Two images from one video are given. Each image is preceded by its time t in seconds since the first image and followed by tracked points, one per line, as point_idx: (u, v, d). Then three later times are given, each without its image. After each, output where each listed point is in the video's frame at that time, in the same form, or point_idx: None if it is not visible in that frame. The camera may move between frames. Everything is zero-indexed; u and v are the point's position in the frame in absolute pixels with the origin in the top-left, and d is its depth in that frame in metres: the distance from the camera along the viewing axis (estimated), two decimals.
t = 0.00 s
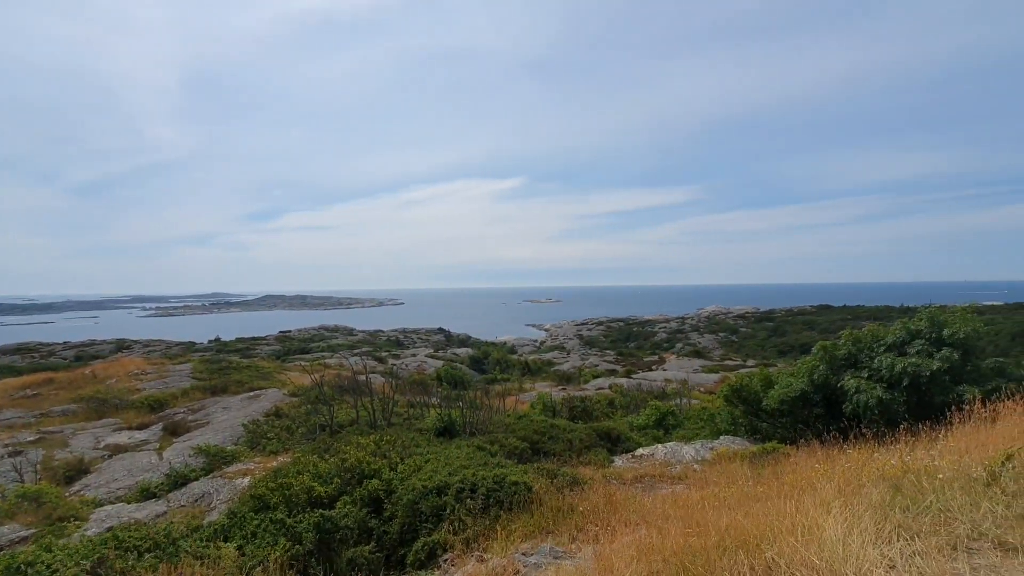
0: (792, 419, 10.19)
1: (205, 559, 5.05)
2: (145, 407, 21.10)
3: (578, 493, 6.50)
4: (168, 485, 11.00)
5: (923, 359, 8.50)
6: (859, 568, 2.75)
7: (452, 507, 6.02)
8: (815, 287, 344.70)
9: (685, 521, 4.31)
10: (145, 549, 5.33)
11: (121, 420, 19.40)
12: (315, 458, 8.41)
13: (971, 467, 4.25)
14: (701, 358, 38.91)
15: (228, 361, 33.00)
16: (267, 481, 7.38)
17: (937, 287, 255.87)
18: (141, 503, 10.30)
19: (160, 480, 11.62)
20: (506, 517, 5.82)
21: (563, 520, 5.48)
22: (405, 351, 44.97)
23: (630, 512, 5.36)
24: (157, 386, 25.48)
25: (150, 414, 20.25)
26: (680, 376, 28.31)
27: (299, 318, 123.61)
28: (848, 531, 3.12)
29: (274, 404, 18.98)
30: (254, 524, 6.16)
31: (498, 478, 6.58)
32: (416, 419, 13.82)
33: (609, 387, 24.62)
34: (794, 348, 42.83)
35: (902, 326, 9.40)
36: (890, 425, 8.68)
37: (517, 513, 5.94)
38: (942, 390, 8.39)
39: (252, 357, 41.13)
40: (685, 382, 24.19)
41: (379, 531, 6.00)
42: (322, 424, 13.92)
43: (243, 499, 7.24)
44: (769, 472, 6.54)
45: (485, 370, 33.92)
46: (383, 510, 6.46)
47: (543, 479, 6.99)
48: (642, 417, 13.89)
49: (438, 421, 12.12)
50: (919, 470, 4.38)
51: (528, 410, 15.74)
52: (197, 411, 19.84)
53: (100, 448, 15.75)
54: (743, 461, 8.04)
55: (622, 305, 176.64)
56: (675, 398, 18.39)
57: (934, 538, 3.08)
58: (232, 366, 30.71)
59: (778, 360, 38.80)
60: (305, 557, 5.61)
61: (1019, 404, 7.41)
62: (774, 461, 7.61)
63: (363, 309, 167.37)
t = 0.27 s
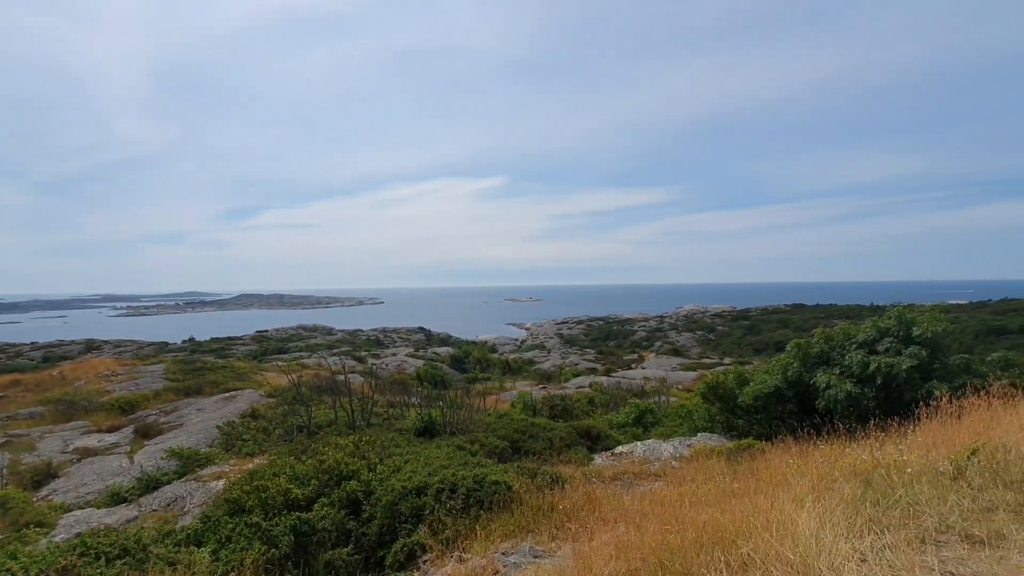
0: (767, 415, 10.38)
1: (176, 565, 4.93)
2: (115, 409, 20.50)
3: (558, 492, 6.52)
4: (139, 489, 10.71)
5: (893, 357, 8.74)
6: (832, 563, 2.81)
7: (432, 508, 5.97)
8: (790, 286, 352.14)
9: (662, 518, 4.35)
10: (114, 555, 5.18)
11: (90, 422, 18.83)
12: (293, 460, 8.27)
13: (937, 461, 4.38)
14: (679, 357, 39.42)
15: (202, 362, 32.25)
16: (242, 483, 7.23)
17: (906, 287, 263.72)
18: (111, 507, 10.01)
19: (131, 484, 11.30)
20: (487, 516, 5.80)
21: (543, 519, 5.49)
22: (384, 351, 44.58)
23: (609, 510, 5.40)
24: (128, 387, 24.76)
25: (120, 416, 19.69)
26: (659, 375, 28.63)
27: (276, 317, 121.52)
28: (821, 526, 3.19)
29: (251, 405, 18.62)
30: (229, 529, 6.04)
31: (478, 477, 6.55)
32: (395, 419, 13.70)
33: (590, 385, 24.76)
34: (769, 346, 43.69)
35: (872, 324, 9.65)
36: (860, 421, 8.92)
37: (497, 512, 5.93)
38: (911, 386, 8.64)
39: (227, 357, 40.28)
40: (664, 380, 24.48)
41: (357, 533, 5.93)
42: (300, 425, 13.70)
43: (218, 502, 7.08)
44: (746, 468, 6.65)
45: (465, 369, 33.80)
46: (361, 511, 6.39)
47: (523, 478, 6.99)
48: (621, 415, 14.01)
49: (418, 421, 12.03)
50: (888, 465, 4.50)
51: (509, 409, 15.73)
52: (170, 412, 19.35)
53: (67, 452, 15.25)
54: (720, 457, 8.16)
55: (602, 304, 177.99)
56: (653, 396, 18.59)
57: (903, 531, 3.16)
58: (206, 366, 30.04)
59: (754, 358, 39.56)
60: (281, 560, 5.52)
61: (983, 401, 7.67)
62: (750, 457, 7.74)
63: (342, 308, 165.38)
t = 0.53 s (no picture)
0: (730, 413, 10.65)
1: None
2: (65, 414, 19.47)
3: (528, 492, 6.52)
4: (92, 497, 10.21)
5: (849, 355, 9.08)
6: (795, 558, 2.89)
7: (401, 511, 5.87)
8: (752, 288, 363.06)
9: (631, 516, 4.39)
10: (64, 567, 4.91)
11: (38, 427, 17.85)
12: (257, 464, 8.03)
13: (891, 455, 4.57)
14: (646, 356, 40.12)
15: (159, 364, 30.98)
16: (203, 489, 6.98)
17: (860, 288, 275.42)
18: (61, 517, 9.49)
19: (83, 492, 10.75)
20: (456, 518, 5.76)
21: (513, 519, 5.48)
22: (352, 352, 43.85)
23: (579, 508, 5.43)
24: (78, 391, 23.57)
25: (70, 421, 18.72)
26: (627, 374, 29.11)
27: (238, 317, 117.85)
28: (785, 520, 3.27)
29: (212, 408, 18.00)
30: (189, 538, 5.84)
31: (447, 479, 6.48)
32: (363, 421, 13.47)
33: (559, 385, 24.95)
34: (732, 345, 44.96)
35: (829, 323, 10.02)
36: (818, 417, 9.25)
37: (468, 514, 5.88)
38: (866, 383, 8.99)
39: (186, 359, 38.83)
40: (632, 379, 24.86)
41: (324, 538, 5.81)
42: (264, 428, 13.31)
43: (177, 510, 6.81)
44: (711, 465, 6.80)
45: (435, 370, 33.56)
46: (328, 515, 6.24)
47: (493, 478, 6.95)
48: (589, 414, 14.15)
49: (386, 422, 11.85)
50: (845, 458, 4.68)
51: (479, 409, 15.69)
52: (125, 417, 18.52)
53: (12, 459, 14.41)
54: (685, 454, 8.32)
55: (571, 304, 179.57)
56: (621, 395, 18.86)
57: (861, 524, 3.28)
58: (163, 368, 28.87)
59: (718, 357, 40.64)
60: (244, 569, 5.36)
61: (931, 396, 8.05)
62: (715, 454, 7.93)
63: (308, 308, 161.73)
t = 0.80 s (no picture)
0: (692, 412, 10.90)
1: None
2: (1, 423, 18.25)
3: (496, 494, 6.50)
4: (33, 510, 9.59)
5: (805, 353, 9.43)
6: (758, 554, 2.97)
7: (366, 517, 5.74)
8: (712, 289, 373.64)
9: (599, 516, 4.42)
10: None
11: None
12: (213, 472, 7.72)
13: (845, 450, 4.77)
14: (611, 356, 40.74)
15: (106, 369, 29.44)
16: (155, 500, 6.66)
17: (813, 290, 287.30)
18: None
19: (22, 505, 10.09)
20: (424, 522, 5.68)
21: (481, 522, 5.44)
22: (315, 355, 42.84)
23: (546, 510, 5.44)
24: (17, 398, 22.14)
25: (8, 431, 17.56)
26: (592, 374, 29.48)
27: (193, 319, 113.28)
28: (747, 517, 3.36)
29: (165, 414, 17.23)
30: (139, 552, 5.55)
31: (414, 483, 6.38)
32: (327, 426, 13.15)
33: (525, 386, 25.02)
34: (694, 345, 46.17)
35: (786, 323, 10.38)
36: (776, 414, 9.57)
37: (434, 518, 5.80)
38: (820, 381, 9.36)
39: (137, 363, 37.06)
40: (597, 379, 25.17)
41: (285, 548, 5.63)
42: (222, 435, 12.82)
43: (127, 523, 6.47)
44: (674, 463, 6.93)
45: (400, 372, 33.13)
46: (290, 524, 6.06)
47: (460, 481, 6.89)
48: (556, 415, 14.24)
49: (350, 427, 11.60)
50: (802, 454, 4.85)
51: (445, 412, 15.56)
52: (69, 425, 17.50)
53: None
54: (649, 453, 8.48)
55: (538, 306, 180.56)
56: (587, 395, 19.07)
57: (819, 518, 3.40)
58: (112, 373, 27.45)
59: (680, 357, 41.66)
60: None
61: (880, 393, 8.44)
62: (678, 452, 8.10)
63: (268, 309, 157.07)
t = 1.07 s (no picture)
0: (669, 411, 11.02)
1: None
2: None
3: (475, 496, 6.47)
4: None
5: (778, 353, 9.61)
6: (737, 554, 3.00)
7: (343, 523, 5.64)
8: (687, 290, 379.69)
9: (579, 517, 4.42)
10: None
11: None
12: (183, 479, 7.49)
13: (817, 447, 4.88)
14: (588, 357, 41.05)
15: (69, 373, 28.35)
16: (121, 509, 6.41)
17: (783, 291, 294.38)
18: None
19: None
20: (402, 527, 5.60)
21: (460, 525, 5.39)
22: (289, 357, 42.04)
23: (526, 511, 5.44)
24: None
25: None
26: (570, 375, 29.63)
27: (161, 321, 110.00)
28: (726, 515, 3.39)
29: (132, 419, 16.65)
30: (104, 563, 5.34)
31: (392, 487, 6.29)
32: (301, 430, 12.90)
33: (504, 387, 25.01)
34: (669, 345, 46.84)
35: (759, 324, 10.59)
36: (750, 413, 9.74)
37: (413, 522, 5.73)
38: (792, 380, 9.56)
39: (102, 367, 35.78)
40: (575, 380, 25.30)
41: (258, 556, 5.49)
42: (192, 440, 12.44)
43: (91, 533, 6.21)
44: (651, 463, 7.00)
45: (377, 374, 32.76)
46: (263, 531, 5.91)
47: (439, 484, 6.83)
48: (534, 416, 14.25)
49: (326, 430, 11.40)
50: (777, 452, 4.94)
51: (423, 414, 15.43)
52: (29, 432, 16.78)
53: None
54: (627, 453, 8.55)
55: (516, 306, 180.76)
56: (565, 396, 19.15)
57: (795, 515, 3.46)
58: (75, 378, 26.43)
59: (656, 357, 42.21)
60: None
61: (849, 391, 8.67)
62: (656, 451, 8.19)
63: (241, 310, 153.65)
